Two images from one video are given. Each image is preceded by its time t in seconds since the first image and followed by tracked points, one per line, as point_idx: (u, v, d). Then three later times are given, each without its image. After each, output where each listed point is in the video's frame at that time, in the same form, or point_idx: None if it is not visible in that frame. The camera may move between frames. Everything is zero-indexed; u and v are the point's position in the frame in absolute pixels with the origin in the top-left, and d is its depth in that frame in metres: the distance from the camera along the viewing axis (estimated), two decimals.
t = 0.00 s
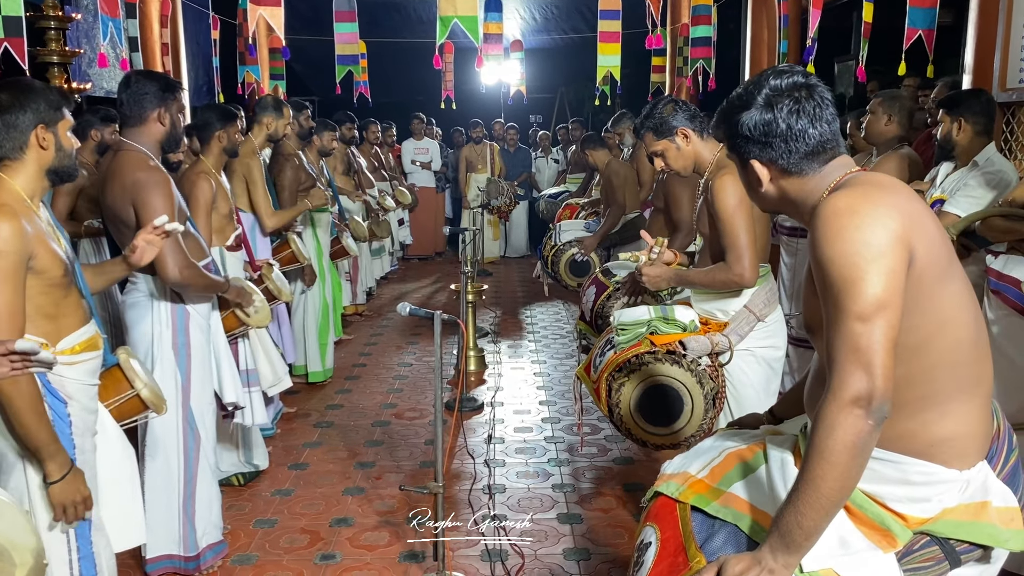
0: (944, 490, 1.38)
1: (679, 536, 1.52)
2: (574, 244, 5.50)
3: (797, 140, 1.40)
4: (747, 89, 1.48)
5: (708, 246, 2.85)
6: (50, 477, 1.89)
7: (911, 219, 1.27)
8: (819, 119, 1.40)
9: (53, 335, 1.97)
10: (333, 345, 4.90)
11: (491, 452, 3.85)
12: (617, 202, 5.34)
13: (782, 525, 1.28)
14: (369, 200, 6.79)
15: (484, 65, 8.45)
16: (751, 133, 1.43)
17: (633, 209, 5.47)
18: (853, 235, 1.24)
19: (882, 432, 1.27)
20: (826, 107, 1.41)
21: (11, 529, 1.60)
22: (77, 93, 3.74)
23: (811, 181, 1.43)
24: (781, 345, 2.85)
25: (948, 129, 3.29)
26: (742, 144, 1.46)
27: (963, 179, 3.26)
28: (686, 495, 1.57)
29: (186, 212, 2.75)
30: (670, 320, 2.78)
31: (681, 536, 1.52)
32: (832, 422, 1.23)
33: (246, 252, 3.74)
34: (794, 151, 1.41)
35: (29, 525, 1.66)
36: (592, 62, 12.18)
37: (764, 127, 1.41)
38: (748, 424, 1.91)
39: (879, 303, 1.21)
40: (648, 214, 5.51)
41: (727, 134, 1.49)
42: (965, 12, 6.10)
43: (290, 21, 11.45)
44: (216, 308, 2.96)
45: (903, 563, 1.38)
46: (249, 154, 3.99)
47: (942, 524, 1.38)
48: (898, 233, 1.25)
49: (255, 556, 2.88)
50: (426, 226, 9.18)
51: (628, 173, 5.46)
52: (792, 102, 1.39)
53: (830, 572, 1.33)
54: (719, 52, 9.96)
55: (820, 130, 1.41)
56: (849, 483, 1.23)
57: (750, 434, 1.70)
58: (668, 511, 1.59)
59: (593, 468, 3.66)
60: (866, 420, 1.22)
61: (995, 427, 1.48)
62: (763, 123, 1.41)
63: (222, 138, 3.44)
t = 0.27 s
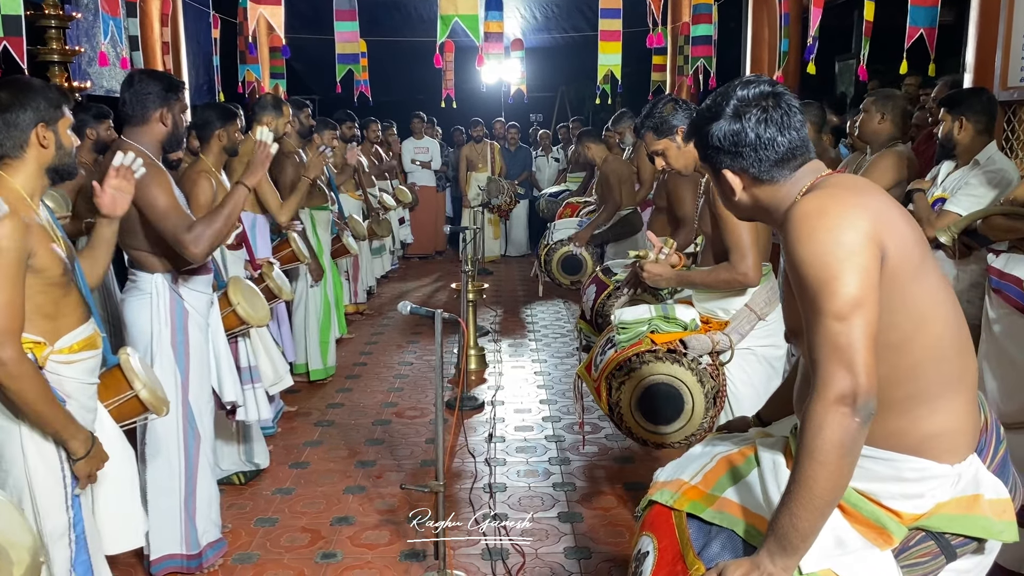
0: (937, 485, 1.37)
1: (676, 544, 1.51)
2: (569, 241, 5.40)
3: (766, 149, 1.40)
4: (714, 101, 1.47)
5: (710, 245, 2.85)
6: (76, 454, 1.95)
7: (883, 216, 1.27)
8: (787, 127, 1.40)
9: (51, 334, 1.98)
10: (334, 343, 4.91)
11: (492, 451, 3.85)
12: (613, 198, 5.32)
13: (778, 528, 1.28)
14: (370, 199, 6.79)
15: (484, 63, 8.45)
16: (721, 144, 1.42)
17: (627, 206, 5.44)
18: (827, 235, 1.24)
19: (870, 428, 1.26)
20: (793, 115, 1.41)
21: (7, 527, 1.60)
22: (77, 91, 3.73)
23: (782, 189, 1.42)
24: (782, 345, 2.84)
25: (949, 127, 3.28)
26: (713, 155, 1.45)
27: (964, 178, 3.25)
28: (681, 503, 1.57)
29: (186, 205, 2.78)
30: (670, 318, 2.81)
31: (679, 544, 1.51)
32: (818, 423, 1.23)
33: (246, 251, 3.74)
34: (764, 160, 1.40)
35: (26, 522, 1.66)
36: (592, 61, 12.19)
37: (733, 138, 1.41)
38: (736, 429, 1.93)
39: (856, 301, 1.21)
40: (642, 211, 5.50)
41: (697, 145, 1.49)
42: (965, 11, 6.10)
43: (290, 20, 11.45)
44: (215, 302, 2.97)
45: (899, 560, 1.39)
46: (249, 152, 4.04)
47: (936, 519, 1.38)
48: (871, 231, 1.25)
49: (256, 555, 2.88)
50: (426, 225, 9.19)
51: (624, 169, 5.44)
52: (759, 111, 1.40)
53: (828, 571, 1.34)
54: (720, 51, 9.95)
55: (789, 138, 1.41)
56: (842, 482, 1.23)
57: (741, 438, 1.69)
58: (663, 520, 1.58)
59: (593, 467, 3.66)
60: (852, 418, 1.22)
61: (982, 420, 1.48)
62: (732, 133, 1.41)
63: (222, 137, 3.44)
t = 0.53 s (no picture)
0: (929, 481, 1.37)
1: (671, 543, 1.51)
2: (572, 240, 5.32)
3: (754, 148, 1.39)
4: (705, 100, 1.47)
5: (715, 243, 2.85)
6: (61, 465, 1.88)
7: (872, 215, 1.27)
8: (775, 127, 1.40)
9: (51, 333, 1.97)
10: (334, 341, 4.90)
11: (493, 450, 3.85)
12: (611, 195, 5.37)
13: (770, 527, 1.28)
14: (371, 198, 6.79)
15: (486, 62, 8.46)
16: (710, 144, 1.42)
17: (626, 204, 5.52)
18: (817, 235, 1.23)
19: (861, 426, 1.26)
20: (782, 114, 1.41)
21: (18, 526, 1.61)
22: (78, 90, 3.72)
23: (771, 189, 1.42)
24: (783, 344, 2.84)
25: (951, 126, 3.28)
26: (703, 155, 1.45)
27: (966, 177, 3.25)
28: (677, 501, 1.56)
29: (190, 206, 2.76)
30: (671, 316, 2.81)
31: (673, 543, 1.50)
32: (810, 422, 1.23)
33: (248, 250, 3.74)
34: (752, 159, 1.40)
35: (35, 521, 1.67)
36: (593, 60, 12.20)
37: (721, 138, 1.41)
38: (734, 427, 1.93)
39: (846, 300, 1.21)
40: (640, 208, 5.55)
41: (687, 145, 1.48)
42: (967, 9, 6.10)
43: (291, 19, 11.45)
44: (220, 300, 2.97)
45: (892, 556, 1.39)
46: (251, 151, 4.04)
47: (928, 514, 1.38)
48: (859, 230, 1.25)
49: (258, 554, 2.88)
50: (427, 224, 9.19)
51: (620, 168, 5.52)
52: (746, 111, 1.39)
53: (821, 568, 1.34)
54: (721, 50, 9.96)
55: (777, 138, 1.40)
56: (834, 480, 1.23)
57: (737, 436, 1.69)
58: (659, 518, 1.58)
59: (595, 465, 3.66)
60: (843, 417, 1.22)
61: (976, 416, 1.48)
62: (720, 133, 1.41)
63: (224, 135, 3.44)
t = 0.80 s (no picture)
0: (926, 479, 1.37)
1: (669, 537, 1.52)
2: (571, 238, 5.41)
3: (754, 146, 1.40)
4: (707, 99, 1.48)
5: (717, 242, 2.86)
6: (26, 479, 1.79)
7: (871, 214, 1.28)
8: (775, 126, 1.40)
9: (58, 330, 1.98)
10: (332, 340, 4.91)
11: (495, 449, 3.86)
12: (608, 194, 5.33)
13: (765, 523, 1.29)
14: (373, 197, 6.79)
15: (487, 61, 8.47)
16: (710, 142, 1.43)
17: (627, 204, 5.44)
18: (813, 233, 1.24)
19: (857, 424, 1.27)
20: (782, 113, 1.41)
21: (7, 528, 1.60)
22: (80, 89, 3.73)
23: (771, 187, 1.43)
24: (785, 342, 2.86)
25: (953, 125, 3.29)
26: (703, 153, 1.45)
27: (968, 175, 3.25)
28: (677, 497, 1.57)
29: (194, 206, 2.76)
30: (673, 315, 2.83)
31: (671, 538, 1.51)
32: (805, 419, 1.23)
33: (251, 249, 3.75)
34: (751, 158, 1.41)
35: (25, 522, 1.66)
36: (595, 60, 12.21)
37: (721, 136, 1.41)
38: (741, 424, 1.94)
39: (842, 299, 1.21)
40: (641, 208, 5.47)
41: (688, 143, 1.49)
42: (969, 8, 6.10)
43: (293, 18, 11.46)
44: (224, 299, 2.95)
45: (887, 553, 1.39)
46: (253, 151, 4.02)
47: (924, 512, 1.38)
48: (856, 229, 1.26)
49: (260, 552, 2.89)
50: (428, 223, 9.20)
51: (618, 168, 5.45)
52: (747, 109, 1.40)
53: (816, 564, 1.35)
54: (723, 49, 9.96)
55: (777, 136, 1.40)
56: (828, 477, 1.24)
57: (739, 434, 1.69)
58: (659, 513, 1.59)
59: (596, 464, 3.66)
60: (837, 414, 1.22)
61: (974, 414, 1.48)
62: (719, 132, 1.41)
63: (227, 134, 3.44)
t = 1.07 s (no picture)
0: (929, 478, 1.38)
1: (672, 534, 1.51)
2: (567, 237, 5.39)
3: (761, 143, 1.40)
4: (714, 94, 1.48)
5: (720, 240, 2.85)
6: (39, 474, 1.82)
7: (876, 213, 1.28)
8: (782, 122, 1.40)
9: (62, 328, 1.98)
10: (332, 339, 4.91)
11: (495, 447, 3.86)
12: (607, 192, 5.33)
13: (767, 520, 1.29)
14: (374, 197, 6.80)
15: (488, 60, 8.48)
16: (717, 138, 1.43)
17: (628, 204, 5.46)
18: (818, 231, 1.24)
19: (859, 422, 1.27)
20: (789, 109, 1.41)
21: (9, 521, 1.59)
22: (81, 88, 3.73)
23: (777, 183, 1.43)
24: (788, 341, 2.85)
25: (954, 124, 3.29)
26: (710, 148, 1.45)
27: (969, 174, 3.25)
28: (680, 494, 1.57)
29: (196, 206, 2.76)
30: (676, 313, 2.82)
31: (674, 535, 1.51)
32: (807, 416, 1.24)
33: (252, 247, 3.75)
34: (758, 153, 1.41)
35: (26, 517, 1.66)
36: (595, 59, 12.22)
37: (728, 132, 1.41)
38: (743, 423, 1.94)
39: (846, 296, 1.22)
40: (640, 208, 5.47)
41: (695, 138, 1.49)
42: (970, 8, 6.11)
43: (294, 18, 11.47)
44: (225, 305, 2.98)
45: (889, 552, 1.39)
46: (254, 149, 4.02)
47: (926, 511, 1.39)
48: (861, 228, 1.26)
49: (261, 550, 2.89)
50: (429, 222, 9.20)
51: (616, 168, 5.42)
52: (754, 105, 1.40)
53: (818, 561, 1.35)
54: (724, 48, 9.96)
55: (784, 133, 1.40)
56: (830, 474, 1.24)
57: (743, 432, 1.68)
58: (662, 510, 1.59)
59: (597, 463, 3.66)
60: (840, 412, 1.22)
61: (977, 413, 1.48)
62: (727, 127, 1.41)
63: (229, 133, 3.45)
